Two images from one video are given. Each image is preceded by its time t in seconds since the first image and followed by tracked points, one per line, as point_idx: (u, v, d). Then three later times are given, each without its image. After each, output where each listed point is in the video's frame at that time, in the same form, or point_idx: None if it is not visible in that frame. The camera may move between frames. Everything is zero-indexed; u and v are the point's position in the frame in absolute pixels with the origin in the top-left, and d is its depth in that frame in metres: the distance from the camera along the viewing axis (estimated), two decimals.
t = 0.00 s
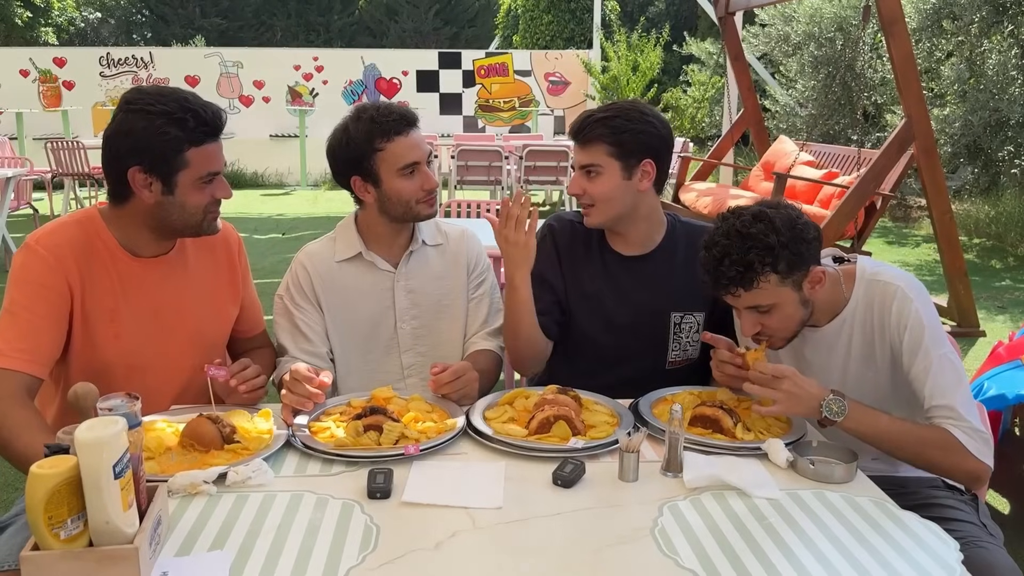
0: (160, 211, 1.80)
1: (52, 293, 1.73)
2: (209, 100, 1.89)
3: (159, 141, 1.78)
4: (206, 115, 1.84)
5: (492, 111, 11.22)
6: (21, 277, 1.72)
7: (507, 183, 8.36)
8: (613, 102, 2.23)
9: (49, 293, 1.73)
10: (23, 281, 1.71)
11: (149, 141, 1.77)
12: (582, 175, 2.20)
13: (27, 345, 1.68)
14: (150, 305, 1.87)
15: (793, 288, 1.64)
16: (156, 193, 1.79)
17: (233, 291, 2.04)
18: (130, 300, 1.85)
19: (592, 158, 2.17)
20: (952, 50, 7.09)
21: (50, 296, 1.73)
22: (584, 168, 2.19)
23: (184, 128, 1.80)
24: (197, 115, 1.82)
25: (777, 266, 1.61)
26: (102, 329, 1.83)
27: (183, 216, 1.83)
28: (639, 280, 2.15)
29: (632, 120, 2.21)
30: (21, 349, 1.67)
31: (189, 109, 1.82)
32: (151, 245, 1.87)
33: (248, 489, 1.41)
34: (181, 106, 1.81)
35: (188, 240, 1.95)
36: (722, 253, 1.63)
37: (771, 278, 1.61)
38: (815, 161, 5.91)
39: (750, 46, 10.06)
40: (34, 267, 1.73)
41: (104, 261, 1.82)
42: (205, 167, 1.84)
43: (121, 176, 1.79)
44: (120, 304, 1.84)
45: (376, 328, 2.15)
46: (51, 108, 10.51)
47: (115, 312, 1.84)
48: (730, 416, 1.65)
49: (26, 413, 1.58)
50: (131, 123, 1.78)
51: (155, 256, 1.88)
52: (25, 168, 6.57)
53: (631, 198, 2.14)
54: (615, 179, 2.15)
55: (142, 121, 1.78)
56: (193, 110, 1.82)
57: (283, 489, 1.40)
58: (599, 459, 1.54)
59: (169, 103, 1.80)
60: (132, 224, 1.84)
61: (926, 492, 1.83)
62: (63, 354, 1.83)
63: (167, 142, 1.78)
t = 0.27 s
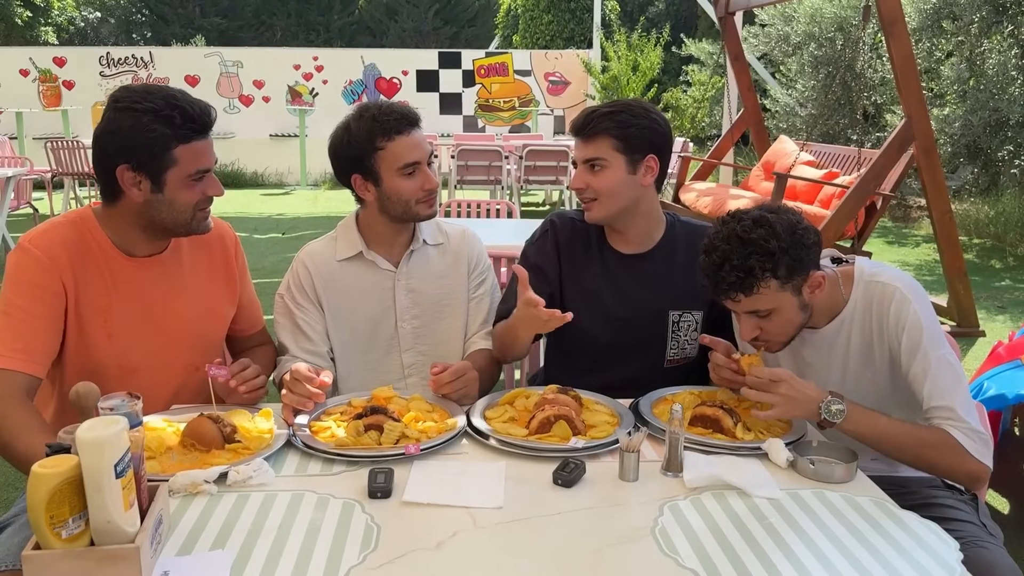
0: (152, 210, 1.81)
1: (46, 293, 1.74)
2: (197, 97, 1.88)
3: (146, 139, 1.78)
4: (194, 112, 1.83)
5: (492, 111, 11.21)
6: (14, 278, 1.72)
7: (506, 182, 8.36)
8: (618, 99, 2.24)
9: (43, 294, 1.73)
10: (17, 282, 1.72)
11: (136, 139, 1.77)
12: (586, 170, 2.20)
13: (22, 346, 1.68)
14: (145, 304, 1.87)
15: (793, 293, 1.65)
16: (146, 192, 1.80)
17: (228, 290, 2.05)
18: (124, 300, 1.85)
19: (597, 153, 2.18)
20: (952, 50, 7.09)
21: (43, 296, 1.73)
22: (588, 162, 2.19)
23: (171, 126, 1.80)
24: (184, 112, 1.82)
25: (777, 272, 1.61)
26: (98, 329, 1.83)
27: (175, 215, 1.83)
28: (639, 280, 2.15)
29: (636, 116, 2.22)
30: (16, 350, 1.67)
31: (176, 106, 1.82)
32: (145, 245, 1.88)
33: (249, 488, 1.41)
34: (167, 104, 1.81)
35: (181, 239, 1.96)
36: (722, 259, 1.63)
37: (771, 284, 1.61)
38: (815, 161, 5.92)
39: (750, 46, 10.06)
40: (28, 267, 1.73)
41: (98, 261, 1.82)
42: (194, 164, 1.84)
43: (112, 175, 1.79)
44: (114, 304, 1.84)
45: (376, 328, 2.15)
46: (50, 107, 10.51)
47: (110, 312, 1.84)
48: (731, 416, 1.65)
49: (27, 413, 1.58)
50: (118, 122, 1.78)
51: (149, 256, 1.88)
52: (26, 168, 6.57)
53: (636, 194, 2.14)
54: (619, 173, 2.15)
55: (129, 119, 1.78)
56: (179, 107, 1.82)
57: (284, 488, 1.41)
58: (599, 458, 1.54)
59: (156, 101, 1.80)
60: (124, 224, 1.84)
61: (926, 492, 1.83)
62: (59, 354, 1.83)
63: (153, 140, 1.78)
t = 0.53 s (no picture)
0: (153, 210, 1.81)
1: (45, 294, 1.74)
2: (199, 98, 1.88)
3: (148, 140, 1.78)
4: (196, 114, 1.83)
5: (492, 111, 11.22)
6: (14, 277, 1.72)
7: (506, 182, 8.36)
8: (618, 101, 2.23)
9: (45, 294, 1.74)
10: (16, 283, 1.72)
11: (139, 140, 1.77)
12: (586, 175, 2.20)
13: (22, 346, 1.68)
14: (145, 305, 1.87)
15: (792, 292, 1.65)
16: (148, 193, 1.80)
17: (229, 290, 2.05)
18: (124, 300, 1.85)
19: (597, 158, 2.17)
20: (951, 50, 7.10)
21: (44, 296, 1.73)
22: (588, 166, 2.19)
23: (174, 127, 1.80)
24: (186, 113, 1.82)
25: (777, 271, 1.61)
26: (98, 329, 1.83)
27: (177, 215, 1.83)
28: (639, 280, 2.15)
29: (636, 121, 2.21)
30: (16, 350, 1.67)
31: (178, 108, 1.82)
32: (145, 245, 1.88)
33: (248, 488, 1.41)
34: (170, 105, 1.81)
35: (182, 239, 1.96)
36: (722, 258, 1.63)
37: (771, 283, 1.62)
38: (814, 160, 5.92)
39: (750, 46, 10.07)
40: (28, 267, 1.73)
41: (98, 261, 1.82)
42: (196, 165, 1.84)
43: (114, 176, 1.79)
44: (114, 304, 1.84)
45: (376, 328, 2.15)
46: (50, 107, 10.52)
47: (111, 312, 1.84)
48: (730, 416, 1.66)
49: (27, 412, 1.59)
50: (120, 123, 1.78)
51: (150, 256, 1.88)
52: (25, 168, 6.57)
53: (635, 199, 2.14)
54: (619, 178, 2.15)
55: (132, 120, 1.78)
56: (182, 108, 1.82)
57: (284, 488, 1.41)
58: (599, 458, 1.54)
59: (159, 102, 1.80)
60: (125, 224, 1.84)
61: (925, 492, 1.83)
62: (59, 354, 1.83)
63: (155, 140, 1.78)
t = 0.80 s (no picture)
0: (153, 211, 1.81)
1: (45, 294, 1.74)
2: (198, 98, 1.88)
3: (148, 140, 1.77)
4: (195, 114, 1.83)
5: (491, 111, 11.21)
6: (13, 277, 1.72)
7: (505, 182, 8.36)
8: (626, 99, 2.24)
9: (45, 294, 1.74)
10: (15, 282, 1.71)
11: (138, 140, 1.77)
12: (585, 167, 2.21)
13: (22, 347, 1.68)
14: (145, 304, 1.87)
15: (791, 293, 1.65)
16: (148, 194, 1.80)
17: (229, 291, 2.05)
18: (124, 300, 1.85)
19: (597, 150, 2.18)
20: (950, 49, 7.10)
21: (43, 296, 1.73)
22: (588, 158, 2.20)
23: (174, 127, 1.80)
24: (185, 113, 1.82)
25: (777, 273, 1.61)
26: (98, 329, 1.83)
27: (177, 215, 1.83)
28: (637, 280, 2.15)
29: (638, 118, 2.22)
30: (16, 350, 1.67)
31: (178, 108, 1.81)
32: (145, 245, 1.88)
33: (247, 487, 1.41)
34: (170, 105, 1.81)
35: (182, 239, 1.96)
36: (722, 260, 1.63)
37: (771, 285, 1.61)
38: (813, 160, 5.93)
39: (749, 46, 10.08)
40: (27, 267, 1.73)
41: (98, 261, 1.82)
42: (196, 165, 1.84)
43: (113, 176, 1.79)
44: (114, 304, 1.84)
45: (374, 328, 2.15)
46: (49, 107, 10.51)
47: (111, 312, 1.84)
48: (728, 416, 1.66)
49: (27, 412, 1.59)
50: (119, 124, 1.78)
51: (150, 256, 1.88)
52: (24, 168, 6.57)
53: (632, 193, 2.14)
54: (618, 173, 2.15)
55: (131, 120, 1.77)
56: (181, 108, 1.82)
57: (283, 488, 1.41)
58: (597, 457, 1.54)
59: (158, 102, 1.80)
60: (125, 225, 1.84)
61: (924, 492, 1.83)
62: (59, 354, 1.83)
63: (155, 140, 1.78)
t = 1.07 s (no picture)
0: (151, 210, 1.81)
1: (42, 294, 1.74)
2: (195, 98, 1.88)
3: (145, 140, 1.77)
4: (194, 113, 1.83)
5: (490, 110, 11.21)
6: (11, 278, 1.72)
7: (504, 181, 8.36)
8: (628, 98, 2.24)
9: (43, 295, 1.74)
10: (13, 282, 1.71)
11: (135, 140, 1.77)
12: (586, 166, 2.20)
13: (19, 348, 1.68)
14: (143, 304, 1.87)
15: (813, 275, 1.65)
16: (145, 193, 1.80)
17: (227, 290, 2.05)
18: (122, 300, 1.85)
19: (599, 150, 2.18)
20: (949, 49, 7.10)
21: (41, 296, 1.73)
22: (589, 157, 2.19)
23: (171, 126, 1.80)
24: (183, 113, 1.82)
25: (803, 250, 1.62)
26: (96, 329, 1.83)
27: (175, 215, 1.83)
28: (637, 280, 2.15)
29: (642, 118, 2.22)
30: (14, 351, 1.67)
31: (174, 107, 1.81)
32: (143, 245, 1.88)
33: (246, 488, 1.41)
34: (166, 105, 1.81)
35: (180, 239, 1.95)
36: (749, 234, 1.64)
37: (796, 262, 1.62)
38: (812, 160, 5.93)
39: (748, 45, 10.08)
40: (25, 267, 1.73)
41: (95, 261, 1.82)
42: (194, 164, 1.84)
43: (111, 176, 1.79)
44: (112, 305, 1.84)
45: (373, 328, 2.15)
46: (47, 107, 10.50)
47: (109, 312, 1.84)
48: (727, 415, 1.66)
49: (25, 412, 1.58)
50: (116, 123, 1.78)
51: (148, 256, 1.88)
52: (23, 167, 6.56)
53: (633, 194, 2.15)
54: (619, 173, 2.15)
55: (128, 120, 1.77)
56: (178, 108, 1.81)
57: (281, 487, 1.41)
58: (597, 457, 1.54)
59: (155, 102, 1.80)
60: (124, 224, 1.84)
61: (923, 491, 1.83)
62: (57, 355, 1.83)
63: (152, 139, 1.78)
